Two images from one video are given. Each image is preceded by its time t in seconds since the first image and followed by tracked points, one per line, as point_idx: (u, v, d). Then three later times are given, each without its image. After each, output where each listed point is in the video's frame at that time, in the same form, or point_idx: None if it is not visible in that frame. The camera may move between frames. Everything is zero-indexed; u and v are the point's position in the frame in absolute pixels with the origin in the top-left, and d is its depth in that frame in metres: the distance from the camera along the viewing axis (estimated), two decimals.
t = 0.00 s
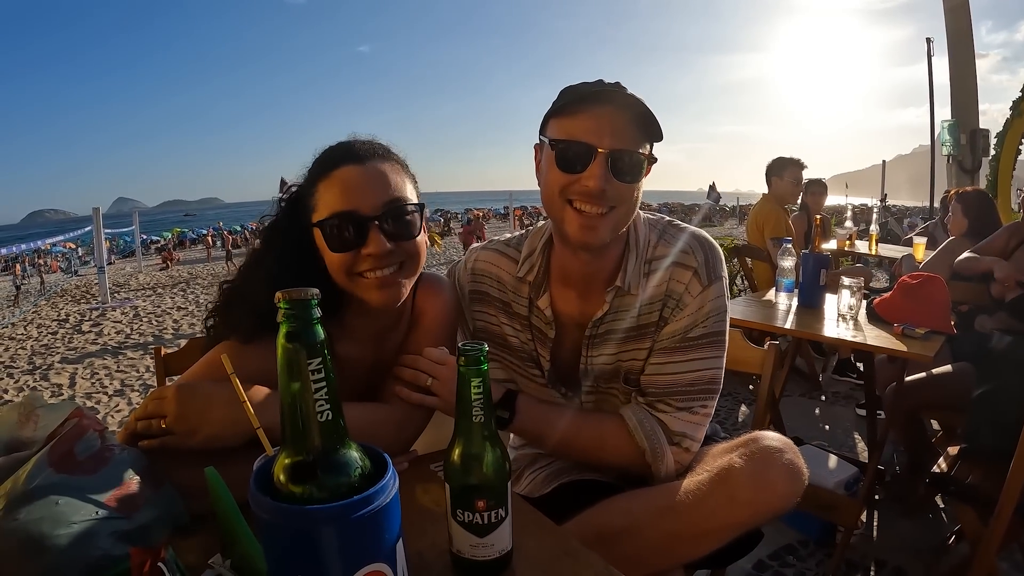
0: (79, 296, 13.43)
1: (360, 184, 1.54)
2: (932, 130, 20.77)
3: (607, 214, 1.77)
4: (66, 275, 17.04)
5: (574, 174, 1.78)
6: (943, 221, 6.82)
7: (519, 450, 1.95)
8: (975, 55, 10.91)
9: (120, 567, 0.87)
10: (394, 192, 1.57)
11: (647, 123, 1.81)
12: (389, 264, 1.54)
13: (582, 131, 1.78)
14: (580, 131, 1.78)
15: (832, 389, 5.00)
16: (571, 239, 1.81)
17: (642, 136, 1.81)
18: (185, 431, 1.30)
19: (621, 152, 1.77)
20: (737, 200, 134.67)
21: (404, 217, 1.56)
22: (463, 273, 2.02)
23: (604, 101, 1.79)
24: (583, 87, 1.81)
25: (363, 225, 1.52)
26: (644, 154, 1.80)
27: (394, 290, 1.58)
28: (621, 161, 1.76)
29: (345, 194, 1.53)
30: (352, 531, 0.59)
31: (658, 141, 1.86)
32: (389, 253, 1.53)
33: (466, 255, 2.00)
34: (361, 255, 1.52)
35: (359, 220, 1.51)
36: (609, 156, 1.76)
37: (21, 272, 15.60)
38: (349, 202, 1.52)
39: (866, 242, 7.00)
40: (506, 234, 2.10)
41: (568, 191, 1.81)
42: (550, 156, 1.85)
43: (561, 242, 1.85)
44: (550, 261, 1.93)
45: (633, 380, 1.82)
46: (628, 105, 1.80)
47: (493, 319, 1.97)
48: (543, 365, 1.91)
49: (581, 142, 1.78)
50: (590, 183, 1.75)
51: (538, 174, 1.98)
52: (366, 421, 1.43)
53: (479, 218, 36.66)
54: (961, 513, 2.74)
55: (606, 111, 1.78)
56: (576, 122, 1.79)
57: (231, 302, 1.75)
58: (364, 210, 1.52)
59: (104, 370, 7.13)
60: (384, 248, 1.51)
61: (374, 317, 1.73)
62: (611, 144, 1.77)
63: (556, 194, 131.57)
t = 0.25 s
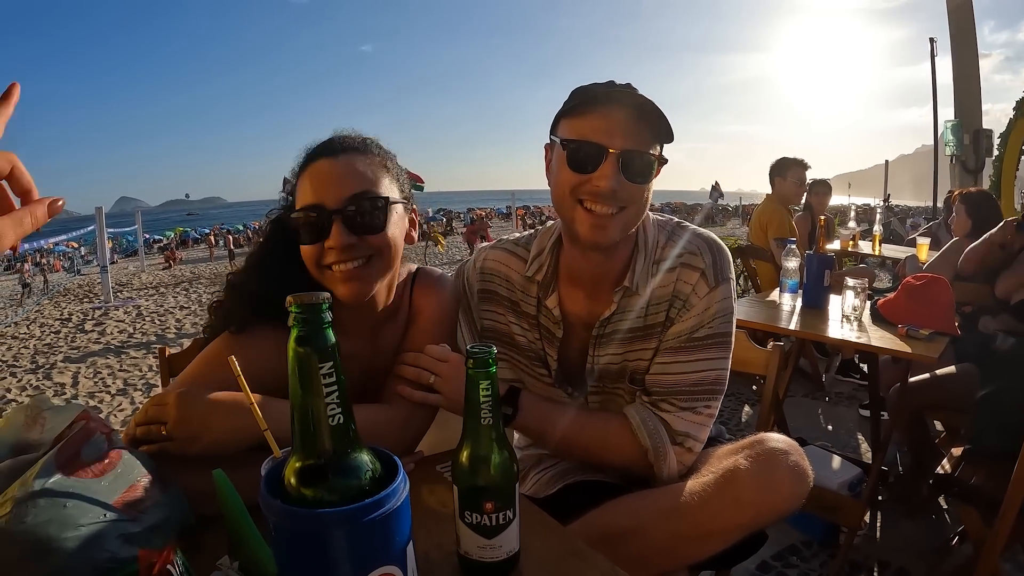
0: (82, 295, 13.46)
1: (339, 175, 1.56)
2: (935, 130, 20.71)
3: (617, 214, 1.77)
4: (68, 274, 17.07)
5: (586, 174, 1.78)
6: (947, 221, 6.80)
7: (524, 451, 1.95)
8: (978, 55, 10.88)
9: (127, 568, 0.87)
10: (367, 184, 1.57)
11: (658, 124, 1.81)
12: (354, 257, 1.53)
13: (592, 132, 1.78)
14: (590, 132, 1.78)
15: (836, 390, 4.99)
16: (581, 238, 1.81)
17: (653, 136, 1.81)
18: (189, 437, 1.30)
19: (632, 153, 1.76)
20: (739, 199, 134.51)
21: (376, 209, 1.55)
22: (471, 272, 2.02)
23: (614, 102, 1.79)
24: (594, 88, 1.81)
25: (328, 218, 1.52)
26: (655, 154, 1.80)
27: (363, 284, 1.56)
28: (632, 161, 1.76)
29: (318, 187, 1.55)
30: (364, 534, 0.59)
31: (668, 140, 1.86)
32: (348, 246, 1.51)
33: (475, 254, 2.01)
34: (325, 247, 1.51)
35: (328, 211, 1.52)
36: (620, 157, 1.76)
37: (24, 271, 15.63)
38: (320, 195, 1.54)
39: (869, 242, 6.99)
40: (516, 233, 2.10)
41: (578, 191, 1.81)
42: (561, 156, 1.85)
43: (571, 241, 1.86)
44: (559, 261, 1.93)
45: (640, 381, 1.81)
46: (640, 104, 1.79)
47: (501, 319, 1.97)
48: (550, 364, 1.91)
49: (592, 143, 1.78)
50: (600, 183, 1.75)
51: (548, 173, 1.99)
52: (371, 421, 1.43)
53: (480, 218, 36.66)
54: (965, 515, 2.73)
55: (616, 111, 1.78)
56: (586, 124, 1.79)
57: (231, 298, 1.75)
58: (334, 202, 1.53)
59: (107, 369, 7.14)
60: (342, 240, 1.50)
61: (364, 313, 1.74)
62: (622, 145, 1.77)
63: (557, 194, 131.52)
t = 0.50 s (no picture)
0: (91, 293, 13.58)
1: (309, 168, 1.58)
2: (945, 130, 20.56)
3: (641, 204, 1.76)
4: (78, 273, 17.20)
5: (614, 164, 1.76)
6: (955, 221, 6.79)
7: (534, 448, 1.95)
8: (987, 55, 10.81)
9: (141, 565, 0.89)
10: (333, 178, 1.59)
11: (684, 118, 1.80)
12: (315, 249, 1.53)
13: (622, 125, 1.76)
14: (618, 124, 1.76)
15: (843, 390, 4.98)
16: (609, 226, 1.80)
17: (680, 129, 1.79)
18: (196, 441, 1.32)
19: (660, 146, 1.74)
20: (746, 199, 133.97)
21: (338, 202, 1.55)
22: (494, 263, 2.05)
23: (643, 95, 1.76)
24: (621, 79, 1.78)
25: (289, 212, 1.53)
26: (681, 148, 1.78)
27: (325, 277, 1.57)
28: (660, 154, 1.74)
29: (286, 181, 1.57)
30: (373, 533, 0.60)
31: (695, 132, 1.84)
32: (304, 241, 1.52)
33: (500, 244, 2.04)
34: (288, 240, 1.53)
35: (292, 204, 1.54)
36: (648, 149, 1.74)
37: (33, 270, 15.77)
38: (287, 189, 1.57)
39: (878, 243, 6.95)
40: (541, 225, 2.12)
41: (606, 181, 1.78)
42: (589, 147, 1.83)
43: (598, 228, 1.85)
44: (582, 251, 1.94)
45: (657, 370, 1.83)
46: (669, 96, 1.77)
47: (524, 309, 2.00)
48: (568, 352, 1.93)
49: (620, 135, 1.75)
50: (628, 174, 1.73)
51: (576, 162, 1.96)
52: (378, 421, 1.45)
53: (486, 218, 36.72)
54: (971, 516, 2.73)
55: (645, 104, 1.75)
56: (615, 115, 1.77)
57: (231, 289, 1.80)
58: (298, 196, 1.55)
59: (116, 368, 7.19)
60: (299, 234, 1.51)
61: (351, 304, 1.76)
62: (650, 138, 1.75)
63: (563, 194, 131.44)
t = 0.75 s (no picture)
0: (100, 292, 13.69)
1: (299, 164, 1.60)
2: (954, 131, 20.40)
3: (662, 204, 1.78)
4: (87, 272, 17.34)
5: (635, 165, 1.77)
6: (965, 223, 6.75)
7: (546, 446, 1.95)
8: (996, 56, 10.73)
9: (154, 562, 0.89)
10: (324, 171, 1.60)
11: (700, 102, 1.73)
12: (304, 240, 1.53)
13: (632, 132, 1.76)
14: (629, 130, 1.77)
15: (852, 392, 4.95)
16: (633, 221, 1.85)
17: (697, 118, 1.74)
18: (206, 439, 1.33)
19: (673, 144, 1.73)
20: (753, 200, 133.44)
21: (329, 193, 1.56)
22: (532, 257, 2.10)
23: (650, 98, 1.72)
24: (628, 81, 1.76)
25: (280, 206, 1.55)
26: (700, 138, 1.75)
27: (317, 269, 1.56)
28: (671, 155, 1.72)
29: (280, 177, 1.59)
30: (387, 531, 0.60)
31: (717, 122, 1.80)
32: (296, 234, 1.52)
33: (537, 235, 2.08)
34: (280, 234, 1.54)
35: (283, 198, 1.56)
36: (660, 151, 1.73)
37: (43, 269, 15.91)
38: (280, 184, 1.58)
39: (887, 244, 6.91)
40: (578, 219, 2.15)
41: (627, 184, 1.81)
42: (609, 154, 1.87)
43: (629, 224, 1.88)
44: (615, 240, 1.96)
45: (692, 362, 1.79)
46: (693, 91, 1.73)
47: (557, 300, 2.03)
48: (597, 338, 1.92)
49: (632, 141, 1.77)
50: (642, 179, 1.75)
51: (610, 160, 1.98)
52: (389, 421, 1.46)
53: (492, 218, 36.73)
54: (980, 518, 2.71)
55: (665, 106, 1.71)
56: (625, 121, 1.77)
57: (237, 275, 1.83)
58: (290, 190, 1.57)
59: (125, 367, 7.25)
60: (290, 227, 1.52)
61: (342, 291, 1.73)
62: (661, 140, 1.74)
63: (569, 194, 131.34)
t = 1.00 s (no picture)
0: (107, 292, 13.78)
1: (258, 143, 1.67)
2: (962, 132, 20.29)
3: (699, 205, 1.84)
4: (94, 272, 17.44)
5: (671, 167, 1.84)
6: (972, 225, 6.72)
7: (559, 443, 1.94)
8: (1004, 58, 10.67)
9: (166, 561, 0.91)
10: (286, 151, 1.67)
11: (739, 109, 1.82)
12: (264, 216, 1.60)
13: (673, 136, 1.83)
14: (670, 133, 1.84)
15: (859, 394, 4.94)
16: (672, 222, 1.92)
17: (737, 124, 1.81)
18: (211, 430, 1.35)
19: (713, 147, 1.80)
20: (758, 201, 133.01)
21: (288, 171, 1.63)
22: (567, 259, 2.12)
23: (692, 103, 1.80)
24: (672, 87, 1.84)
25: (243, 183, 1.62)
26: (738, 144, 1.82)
27: (276, 244, 1.62)
28: (710, 157, 1.79)
29: (243, 155, 1.66)
30: (395, 532, 0.61)
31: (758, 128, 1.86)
32: (258, 211, 1.60)
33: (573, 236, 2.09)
34: (242, 210, 1.61)
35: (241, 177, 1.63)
36: (700, 153, 1.80)
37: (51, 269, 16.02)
38: (241, 163, 1.65)
39: (894, 246, 6.88)
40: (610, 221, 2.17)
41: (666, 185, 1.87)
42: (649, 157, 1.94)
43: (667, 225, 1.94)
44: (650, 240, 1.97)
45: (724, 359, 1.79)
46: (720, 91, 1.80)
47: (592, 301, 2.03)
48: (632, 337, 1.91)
49: (671, 144, 1.84)
50: (680, 180, 1.81)
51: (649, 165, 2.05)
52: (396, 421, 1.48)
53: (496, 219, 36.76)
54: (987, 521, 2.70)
55: (695, 109, 1.78)
56: (667, 124, 1.84)
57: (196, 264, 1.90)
58: (252, 168, 1.63)
59: (132, 367, 7.30)
60: (253, 203, 1.59)
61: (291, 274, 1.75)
62: (701, 144, 1.81)
63: (574, 195, 131.26)
